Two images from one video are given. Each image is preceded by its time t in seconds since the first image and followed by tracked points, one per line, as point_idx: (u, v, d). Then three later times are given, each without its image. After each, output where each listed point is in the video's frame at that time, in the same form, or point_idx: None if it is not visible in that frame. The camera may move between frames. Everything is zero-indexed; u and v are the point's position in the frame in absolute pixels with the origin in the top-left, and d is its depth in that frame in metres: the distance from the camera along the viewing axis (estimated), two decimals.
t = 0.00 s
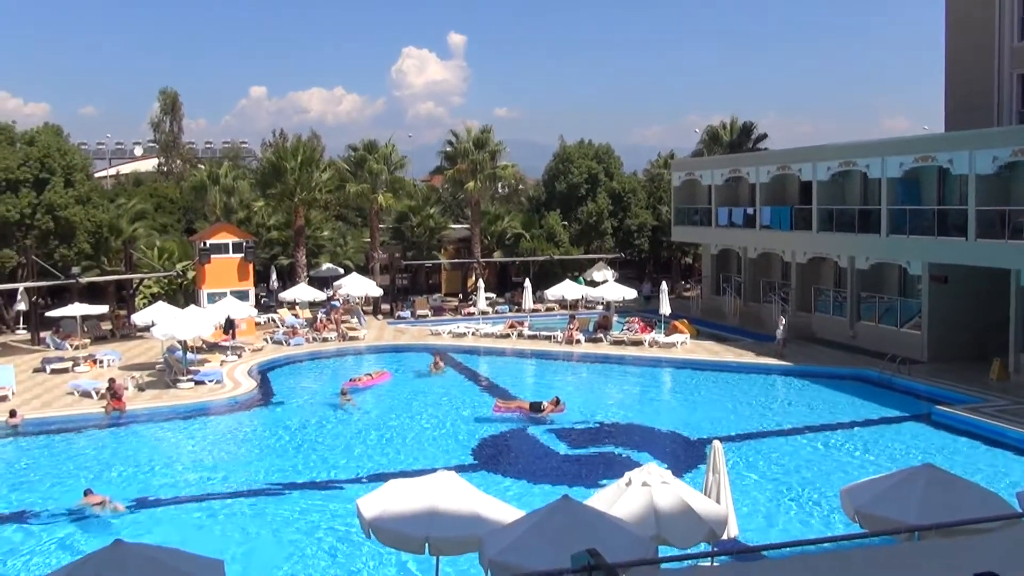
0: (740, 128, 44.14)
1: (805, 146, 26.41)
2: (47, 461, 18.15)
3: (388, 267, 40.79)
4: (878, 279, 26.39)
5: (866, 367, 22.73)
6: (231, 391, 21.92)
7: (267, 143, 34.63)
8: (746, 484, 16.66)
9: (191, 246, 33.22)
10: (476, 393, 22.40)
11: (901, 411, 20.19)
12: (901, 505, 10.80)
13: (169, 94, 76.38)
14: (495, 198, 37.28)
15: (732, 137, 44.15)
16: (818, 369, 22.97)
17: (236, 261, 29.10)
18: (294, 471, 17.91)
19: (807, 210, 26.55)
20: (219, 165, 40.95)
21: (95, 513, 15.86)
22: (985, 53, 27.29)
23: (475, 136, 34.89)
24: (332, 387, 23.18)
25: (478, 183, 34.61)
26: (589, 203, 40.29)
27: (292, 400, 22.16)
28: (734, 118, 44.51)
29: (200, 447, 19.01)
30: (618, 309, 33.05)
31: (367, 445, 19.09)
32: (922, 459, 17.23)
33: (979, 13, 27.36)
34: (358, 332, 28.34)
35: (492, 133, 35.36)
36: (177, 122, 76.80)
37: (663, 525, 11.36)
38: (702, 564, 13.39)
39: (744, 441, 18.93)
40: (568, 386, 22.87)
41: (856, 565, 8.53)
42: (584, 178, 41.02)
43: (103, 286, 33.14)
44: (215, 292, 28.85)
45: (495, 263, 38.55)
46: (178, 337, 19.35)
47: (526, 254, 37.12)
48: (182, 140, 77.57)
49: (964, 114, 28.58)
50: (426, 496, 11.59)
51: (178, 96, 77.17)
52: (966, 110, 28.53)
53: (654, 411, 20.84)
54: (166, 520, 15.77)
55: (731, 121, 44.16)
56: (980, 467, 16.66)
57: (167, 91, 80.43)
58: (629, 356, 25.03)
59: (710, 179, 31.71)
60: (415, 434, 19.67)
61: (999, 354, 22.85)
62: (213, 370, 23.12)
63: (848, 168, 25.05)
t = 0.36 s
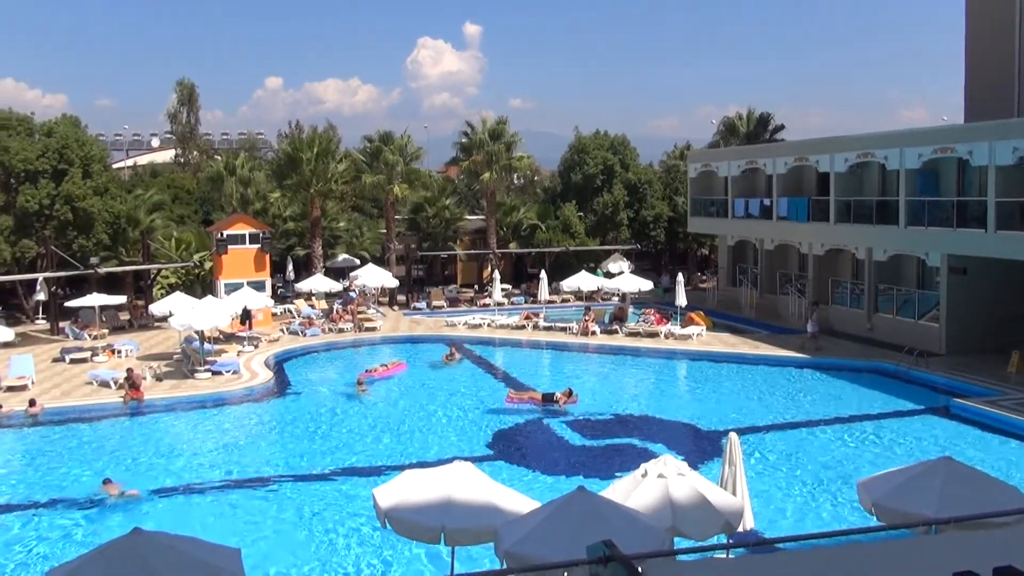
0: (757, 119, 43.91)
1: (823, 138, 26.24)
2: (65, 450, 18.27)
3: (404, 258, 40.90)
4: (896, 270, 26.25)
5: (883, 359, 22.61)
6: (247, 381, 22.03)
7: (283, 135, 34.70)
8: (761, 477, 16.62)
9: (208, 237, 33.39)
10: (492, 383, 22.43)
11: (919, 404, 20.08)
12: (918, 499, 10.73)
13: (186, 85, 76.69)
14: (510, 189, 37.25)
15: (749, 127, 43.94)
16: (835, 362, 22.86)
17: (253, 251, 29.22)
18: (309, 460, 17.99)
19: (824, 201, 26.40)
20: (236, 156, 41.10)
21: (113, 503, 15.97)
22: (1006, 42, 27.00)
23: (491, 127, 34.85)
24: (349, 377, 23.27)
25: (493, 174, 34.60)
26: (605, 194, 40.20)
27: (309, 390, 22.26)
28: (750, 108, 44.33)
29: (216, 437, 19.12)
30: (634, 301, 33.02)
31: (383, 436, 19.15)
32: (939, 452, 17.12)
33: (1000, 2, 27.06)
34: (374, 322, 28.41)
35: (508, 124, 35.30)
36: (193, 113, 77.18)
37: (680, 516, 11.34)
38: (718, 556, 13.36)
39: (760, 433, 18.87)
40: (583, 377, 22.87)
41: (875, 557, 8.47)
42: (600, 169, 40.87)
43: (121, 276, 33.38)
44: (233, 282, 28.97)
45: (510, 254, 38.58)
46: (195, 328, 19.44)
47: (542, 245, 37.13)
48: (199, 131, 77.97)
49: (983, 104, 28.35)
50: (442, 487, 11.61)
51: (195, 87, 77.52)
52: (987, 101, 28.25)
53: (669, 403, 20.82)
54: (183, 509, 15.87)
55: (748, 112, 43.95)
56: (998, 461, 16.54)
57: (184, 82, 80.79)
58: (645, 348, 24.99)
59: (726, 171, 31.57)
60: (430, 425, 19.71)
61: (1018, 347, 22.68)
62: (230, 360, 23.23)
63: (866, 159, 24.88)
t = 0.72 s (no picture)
0: (776, 112, 43.71)
1: (843, 131, 26.05)
2: (84, 442, 18.40)
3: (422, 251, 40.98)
4: (916, 265, 26.08)
5: (902, 355, 22.46)
6: (266, 374, 22.14)
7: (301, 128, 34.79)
8: (779, 472, 16.53)
9: (227, 230, 33.58)
10: (509, 377, 22.44)
11: (939, 399, 19.92)
12: (937, 495, 10.65)
13: (207, 79, 76.99)
14: (528, 183, 37.26)
15: (767, 121, 43.76)
16: (855, 357, 22.73)
17: (271, 245, 29.34)
18: (327, 453, 18.06)
19: (844, 195, 26.23)
20: (254, 150, 41.28)
21: (131, 495, 16.06)
22: None
23: (509, 120, 34.82)
24: (366, 370, 23.35)
25: (511, 167, 34.58)
26: (622, 188, 40.13)
27: (327, 382, 22.35)
28: (770, 102, 44.09)
29: (234, 429, 19.21)
30: (651, 295, 32.96)
31: (400, 428, 19.19)
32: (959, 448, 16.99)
33: None
34: (391, 316, 28.48)
35: (526, 118, 35.27)
36: (213, 107, 77.57)
37: (697, 511, 11.31)
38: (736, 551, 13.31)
39: (778, 428, 18.78)
40: (600, 371, 22.83)
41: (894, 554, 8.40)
42: (618, 163, 40.57)
43: (141, 269, 33.64)
44: (251, 275, 29.10)
45: (528, 248, 38.61)
46: (214, 320, 19.54)
47: (559, 240, 37.13)
48: (218, 125, 78.38)
49: (1006, 96, 28.05)
50: (460, 479, 11.62)
51: (214, 81, 77.87)
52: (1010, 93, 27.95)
53: (686, 398, 20.76)
54: (200, 500, 15.96)
55: (767, 105, 43.75)
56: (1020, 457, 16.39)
57: (203, 76, 81.24)
58: (662, 342, 24.93)
59: (745, 165, 31.42)
60: (447, 418, 19.74)
61: None
62: (248, 353, 23.35)
63: (886, 153, 24.69)
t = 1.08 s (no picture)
0: (796, 107, 43.48)
1: (863, 126, 25.87)
2: (102, 435, 18.53)
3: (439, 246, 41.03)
4: (936, 261, 25.91)
5: (922, 351, 22.30)
6: (284, 368, 22.25)
7: (318, 123, 34.89)
8: (797, 469, 16.44)
9: (245, 225, 33.75)
10: (526, 372, 22.45)
11: (959, 397, 19.76)
12: (957, 493, 10.55)
13: (225, 74, 77.21)
14: (545, 178, 37.26)
15: (787, 116, 43.56)
16: (874, 353, 22.58)
17: (289, 240, 29.45)
18: (344, 447, 18.13)
19: (863, 191, 26.07)
20: (272, 145, 41.44)
21: (150, 488, 16.17)
22: None
23: (526, 115, 34.81)
24: (384, 365, 23.42)
25: (529, 162, 34.55)
26: (640, 183, 40.01)
27: (344, 377, 22.43)
28: (789, 97, 43.87)
29: (251, 423, 19.30)
30: (669, 290, 32.88)
31: (417, 423, 19.24)
32: (978, 446, 16.85)
33: None
34: (409, 311, 28.54)
35: (543, 113, 35.21)
36: (232, 102, 77.80)
37: (715, 507, 11.28)
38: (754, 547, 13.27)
39: (795, 425, 18.69)
40: (617, 367, 22.80)
41: (915, 550, 8.32)
42: (636, 158, 40.49)
43: (160, 263, 33.86)
44: (269, 270, 29.21)
45: (545, 244, 38.61)
46: (232, 315, 19.64)
47: (577, 235, 37.08)
48: (237, 120, 78.65)
49: None
50: (477, 474, 11.63)
51: (234, 77, 78.15)
52: None
53: (703, 394, 20.70)
54: (217, 494, 16.03)
55: (787, 100, 43.52)
56: None
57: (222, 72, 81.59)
58: (680, 338, 24.88)
59: (763, 160, 31.27)
60: (464, 413, 19.76)
61: None
62: (267, 347, 23.46)
63: (907, 148, 24.51)
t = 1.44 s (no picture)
0: (815, 105, 43.25)
1: (883, 123, 25.70)
2: (121, 430, 18.65)
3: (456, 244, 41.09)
4: (956, 259, 25.75)
5: (943, 350, 22.12)
6: (301, 365, 22.34)
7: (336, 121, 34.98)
8: (815, 468, 16.35)
9: (264, 222, 33.91)
10: (543, 370, 22.45)
11: (979, 396, 19.60)
12: (978, 494, 10.46)
13: (244, 72, 77.48)
14: (563, 175, 37.26)
15: (806, 114, 43.36)
16: (893, 352, 22.43)
17: (307, 237, 29.54)
18: (360, 443, 18.18)
19: (883, 188, 25.90)
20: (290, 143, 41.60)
21: (168, 483, 16.27)
22: None
23: (544, 113, 34.79)
24: (400, 362, 23.48)
25: (547, 160, 34.52)
26: (657, 181, 39.87)
27: (362, 373, 22.50)
28: (808, 94, 43.66)
29: (268, 419, 19.37)
30: (687, 289, 32.80)
31: (434, 420, 19.27)
32: (998, 446, 16.72)
33: None
34: (426, 308, 28.58)
35: (561, 111, 35.15)
36: (250, 100, 78.01)
37: (732, 506, 11.23)
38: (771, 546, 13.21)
39: (812, 424, 18.59)
40: (633, 365, 22.75)
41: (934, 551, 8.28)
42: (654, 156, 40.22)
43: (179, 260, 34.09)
44: (287, 267, 29.34)
45: (562, 241, 38.60)
46: (251, 311, 19.72)
47: (594, 233, 37.04)
48: (256, 118, 78.96)
49: None
50: (494, 471, 11.62)
51: (253, 75, 78.41)
52: None
53: (721, 392, 20.63)
54: (234, 489, 16.11)
55: (806, 98, 43.31)
56: None
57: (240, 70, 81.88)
58: (698, 336, 24.80)
59: (782, 158, 31.11)
60: (481, 410, 19.77)
61: None
62: (285, 344, 23.55)
63: (927, 145, 24.32)
